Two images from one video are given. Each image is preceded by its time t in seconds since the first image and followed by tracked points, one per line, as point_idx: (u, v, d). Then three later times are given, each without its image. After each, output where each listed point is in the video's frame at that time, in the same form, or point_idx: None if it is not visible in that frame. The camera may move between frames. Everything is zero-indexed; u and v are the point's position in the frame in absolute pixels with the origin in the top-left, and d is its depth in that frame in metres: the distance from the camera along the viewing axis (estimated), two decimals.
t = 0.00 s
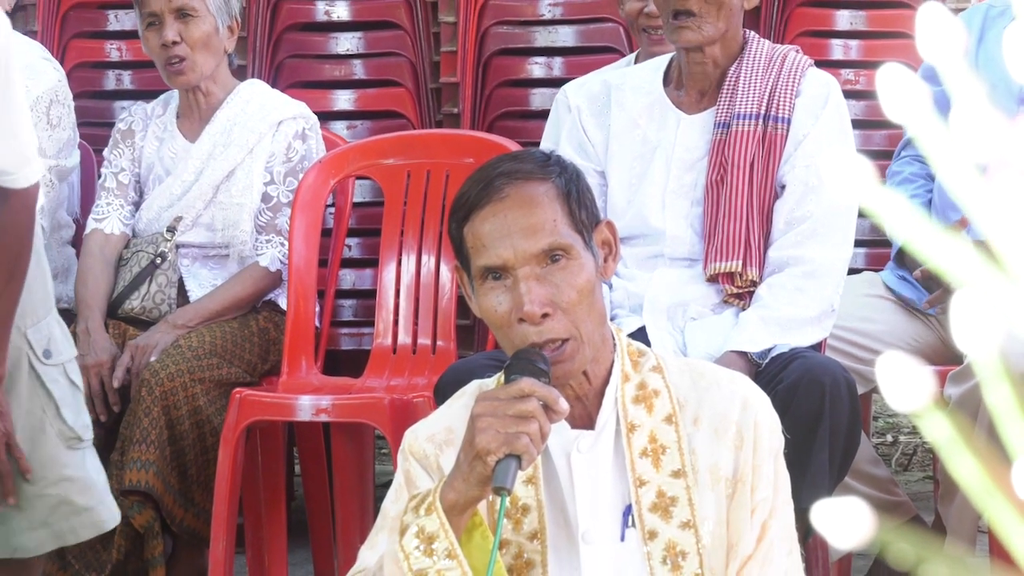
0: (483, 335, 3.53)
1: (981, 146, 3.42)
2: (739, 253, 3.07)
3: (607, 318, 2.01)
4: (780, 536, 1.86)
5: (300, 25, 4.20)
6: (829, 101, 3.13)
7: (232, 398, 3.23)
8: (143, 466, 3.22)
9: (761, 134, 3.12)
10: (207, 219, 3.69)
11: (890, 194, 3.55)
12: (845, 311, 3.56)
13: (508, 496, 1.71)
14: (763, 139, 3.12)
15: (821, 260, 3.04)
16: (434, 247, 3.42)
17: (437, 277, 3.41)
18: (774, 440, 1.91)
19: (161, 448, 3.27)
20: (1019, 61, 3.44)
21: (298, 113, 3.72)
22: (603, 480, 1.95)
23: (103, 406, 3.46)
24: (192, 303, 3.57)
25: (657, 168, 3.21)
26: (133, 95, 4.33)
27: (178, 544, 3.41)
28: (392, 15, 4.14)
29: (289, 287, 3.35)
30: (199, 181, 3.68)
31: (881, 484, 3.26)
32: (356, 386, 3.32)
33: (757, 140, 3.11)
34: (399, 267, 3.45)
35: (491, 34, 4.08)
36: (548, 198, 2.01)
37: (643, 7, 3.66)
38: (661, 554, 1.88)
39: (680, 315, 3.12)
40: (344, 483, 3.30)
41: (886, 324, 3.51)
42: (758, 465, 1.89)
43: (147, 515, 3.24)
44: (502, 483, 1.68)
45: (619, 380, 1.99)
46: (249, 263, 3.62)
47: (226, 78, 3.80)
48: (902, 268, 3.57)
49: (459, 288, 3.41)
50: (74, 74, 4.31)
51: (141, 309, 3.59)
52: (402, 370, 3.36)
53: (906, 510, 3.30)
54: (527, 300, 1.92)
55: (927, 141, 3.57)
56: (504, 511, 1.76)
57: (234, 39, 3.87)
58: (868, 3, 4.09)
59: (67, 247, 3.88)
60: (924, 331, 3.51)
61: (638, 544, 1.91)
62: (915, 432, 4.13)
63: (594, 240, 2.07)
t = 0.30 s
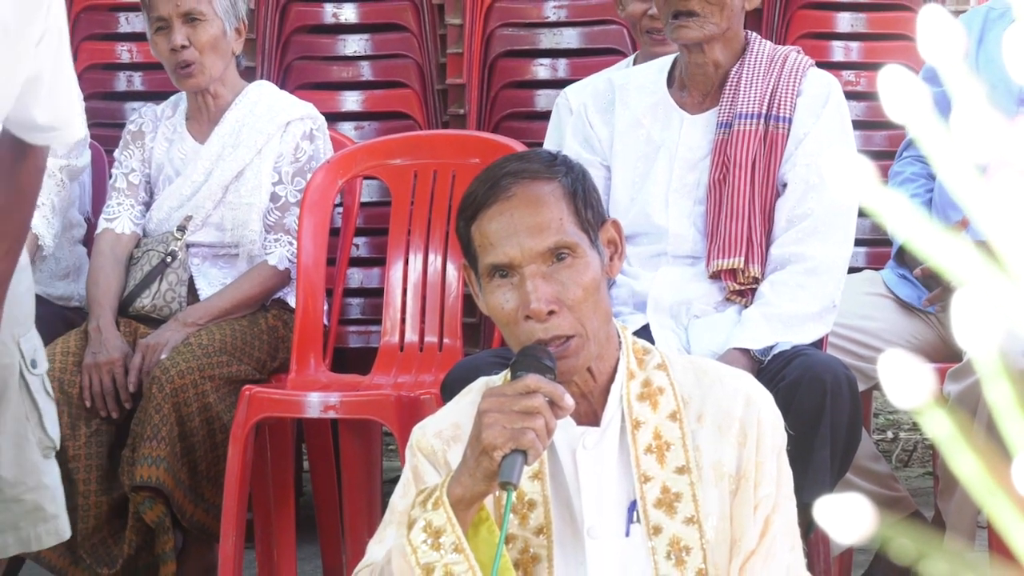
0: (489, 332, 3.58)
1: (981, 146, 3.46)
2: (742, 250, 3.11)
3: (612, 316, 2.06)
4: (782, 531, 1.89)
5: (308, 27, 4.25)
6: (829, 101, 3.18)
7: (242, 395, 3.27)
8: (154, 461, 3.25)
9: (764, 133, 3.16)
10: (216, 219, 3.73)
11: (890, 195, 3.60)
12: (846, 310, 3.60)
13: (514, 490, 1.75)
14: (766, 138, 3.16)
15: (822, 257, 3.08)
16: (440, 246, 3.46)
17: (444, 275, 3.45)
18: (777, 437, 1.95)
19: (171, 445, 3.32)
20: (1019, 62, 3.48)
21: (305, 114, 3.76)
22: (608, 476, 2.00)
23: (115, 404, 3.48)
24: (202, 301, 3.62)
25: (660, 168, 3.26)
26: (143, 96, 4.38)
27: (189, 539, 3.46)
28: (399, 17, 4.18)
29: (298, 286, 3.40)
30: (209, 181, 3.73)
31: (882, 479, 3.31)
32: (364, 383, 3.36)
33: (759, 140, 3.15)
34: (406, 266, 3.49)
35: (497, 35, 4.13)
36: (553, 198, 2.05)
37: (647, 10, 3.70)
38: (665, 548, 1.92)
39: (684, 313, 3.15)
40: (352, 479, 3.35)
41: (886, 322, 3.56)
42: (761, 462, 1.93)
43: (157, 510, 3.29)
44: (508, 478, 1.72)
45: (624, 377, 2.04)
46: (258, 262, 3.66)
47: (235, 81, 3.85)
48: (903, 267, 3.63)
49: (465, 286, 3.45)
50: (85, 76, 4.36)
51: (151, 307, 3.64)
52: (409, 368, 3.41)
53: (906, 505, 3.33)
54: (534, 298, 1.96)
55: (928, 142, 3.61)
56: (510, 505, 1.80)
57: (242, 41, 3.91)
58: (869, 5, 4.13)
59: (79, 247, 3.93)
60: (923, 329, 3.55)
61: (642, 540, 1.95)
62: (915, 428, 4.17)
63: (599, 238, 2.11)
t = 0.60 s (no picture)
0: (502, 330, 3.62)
1: (985, 147, 3.49)
2: (752, 248, 3.15)
3: (623, 315, 2.09)
4: (791, 528, 1.94)
5: (322, 30, 4.29)
6: (838, 102, 3.21)
7: (257, 393, 3.31)
8: (171, 458, 3.31)
9: (774, 133, 3.19)
10: (232, 219, 3.78)
11: (899, 195, 3.66)
12: (854, 308, 3.63)
13: (526, 488, 1.80)
14: (776, 138, 3.20)
15: (830, 256, 3.12)
16: (453, 245, 3.50)
17: (456, 275, 3.49)
18: (785, 434, 1.99)
19: (188, 442, 3.37)
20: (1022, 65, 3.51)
21: (320, 116, 3.81)
22: (619, 473, 2.04)
23: (132, 401, 3.53)
24: (219, 299, 3.67)
25: (671, 168, 3.29)
26: (160, 98, 4.43)
27: (205, 535, 3.51)
28: (412, 20, 4.22)
29: (313, 285, 3.44)
30: (225, 182, 3.77)
31: (890, 477, 3.36)
32: (378, 380, 3.40)
33: (769, 141, 3.19)
34: (419, 265, 3.53)
35: (508, 37, 4.16)
36: (565, 199, 2.09)
37: (660, 15, 3.73)
38: (675, 545, 1.96)
39: (693, 312, 3.19)
40: (365, 476, 3.39)
41: (894, 320, 3.59)
42: (770, 459, 1.97)
43: (174, 506, 3.34)
44: (521, 475, 1.76)
45: (634, 375, 2.08)
46: (273, 262, 3.70)
47: (252, 83, 3.90)
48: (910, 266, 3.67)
49: (478, 285, 3.49)
50: (102, 77, 4.41)
51: (168, 305, 3.70)
52: (422, 366, 3.46)
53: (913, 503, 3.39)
54: (546, 298, 2.00)
55: (936, 143, 3.65)
56: (522, 503, 1.84)
57: (258, 43, 3.96)
58: (877, 7, 4.17)
59: (96, 246, 3.98)
60: (930, 327, 3.60)
61: (652, 537, 1.99)
62: (922, 426, 4.20)
63: (610, 239, 2.15)
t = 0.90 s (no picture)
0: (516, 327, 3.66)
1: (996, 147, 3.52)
2: (763, 245, 3.19)
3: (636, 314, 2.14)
4: (801, 523, 1.97)
5: (340, 31, 4.34)
6: (850, 103, 3.25)
7: (275, 389, 3.36)
8: (189, 454, 3.36)
9: (785, 133, 3.23)
10: (251, 219, 3.82)
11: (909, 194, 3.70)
12: (864, 306, 3.67)
13: (540, 484, 1.84)
14: (787, 138, 3.24)
15: (842, 255, 3.15)
16: (469, 244, 3.56)
17: (472, 273, 3.54)
18: (796, 430, 2.02)
19: (206, 438, 3.42)
20: None
21: (339, 117, 3.86)
22: (632, 470, 2.07)
23: (152, 396, 3.58)
24: (237, 298, 3.72)
25: (684, 168, 3.34)
26: (179, 98, 4.48)
27: (224, 529, 3.57)
28: (429, 21, 4.26)
29: (330, 283, 3.50)
30: (245, 182, 3.82)
31: (900, 472, 3.39)
32: (394, 377, 3.45)
33: (780, 141, 3.23)
34: (435, 264, 3.58)
35: (523, 39, 4.20)
36: (579, 199, 2.14)
37: (669, 15, 3.78)
38: (688, 540, 2.00)
39: (705, 309, 3.24)
40: (382, 472, 3.43)
41: (905, 319, 3.62)
42: (782, 455, 2.01)
43: (193, 501, 3.41)
44: (535, 472, 1.81)
45: (648, 372, 2.12)
46: (291, 262, 3.76)
47: (274, 85, 3.95)
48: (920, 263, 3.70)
49: (493, 283, 3.54)
50: (122, 78, 4.47)
51: (187, 303, 3.75)
52: (438, 363, 3.50)
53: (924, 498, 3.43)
54: (560, 296, 2.04)
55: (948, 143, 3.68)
56: (536, 498, 1.88)
57: (279, 45, 4.01)
58: (888, 9, 4.20)
59: (116, 244, 4.04)
60: (940, 325, 3.63)
61: (665, 532, 2.03)
62: (932, 422, 4.24)
63: (624, 239, 2.19)
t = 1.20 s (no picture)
0: (531, 326, 3.70)
1: (1004, 148, 3.56)
2: (774, 248, 3.23)
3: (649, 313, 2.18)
4: (812, 520, 2.02)
5: (357, 34, 4.39)
6: (859, 105, 3.29)
7: (293, 387, 3.41)
8: (208, 451, 3.42)
9: (796, 136, 3.27)
10: (270, 220, 3.89)
11: (919, 194, 3.74)
12: (873, 305, 3.70)
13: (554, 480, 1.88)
14: (798, 141, 3.28)
15: (853, 255, 3.20)
16: (484, 244, 3.60)
17: (487, 273, 3.58)
18: (808, 428, 2.06)
19: (225, 435, 3.47)
20: None
21: (357, 121, 3.92)
22: (645, 467, 2.12)
23: (173, 394, 3.64)
24: (256, 297, 3.77)
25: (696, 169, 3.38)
26: (198, 100, 4.54)
27: (242, 526, 3.61)
28: (444, 24, 4.32)
29: (347, 283, 3.55)
30: (264, 184, 3.88)
31: (909, 469, 3.42)
32: (410, 375, 3.50)
33: (791, 143, 3.27)
34: (450, 264, 3.63)
35: (538, 41, 4.24)
36: (593, 199, 2.18)
37: (670, 14, 3.83)
38: (700, 536, 2.05)
39: (718, 308, 3.28)
40: (399, 469, 3.48)
41: (914, 318, 3.65)
42: (793, 452, 2.05)
43: (212, 497, 3.44)
44: (550, 467, 1.85)
45: (660, 371, 2.16)
46: (310, 263, 3.81)
47: (294, 88, 4.01)
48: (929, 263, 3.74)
49: (507, 283, 3.58)
50: (142, 80, 4.53)
51: (206, 303, 3.80)
52: (453, 362, 3.55)
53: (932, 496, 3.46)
54: (573, 295, 2.09)
55: (958, 145, 3.72)
56: (550, 493, 1.93)
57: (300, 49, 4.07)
58: (897, 12, 4.23)
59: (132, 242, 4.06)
60: (949, 324, 3.66)
61: (678, 529, 2.08)
62: (941, 420, 4.27)
63: (637, 238, 2.24)
